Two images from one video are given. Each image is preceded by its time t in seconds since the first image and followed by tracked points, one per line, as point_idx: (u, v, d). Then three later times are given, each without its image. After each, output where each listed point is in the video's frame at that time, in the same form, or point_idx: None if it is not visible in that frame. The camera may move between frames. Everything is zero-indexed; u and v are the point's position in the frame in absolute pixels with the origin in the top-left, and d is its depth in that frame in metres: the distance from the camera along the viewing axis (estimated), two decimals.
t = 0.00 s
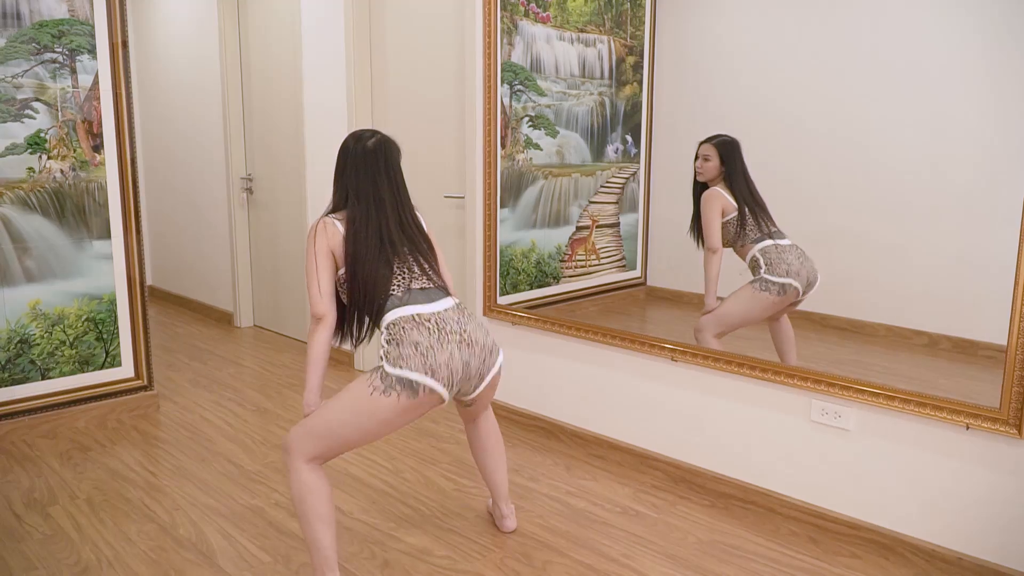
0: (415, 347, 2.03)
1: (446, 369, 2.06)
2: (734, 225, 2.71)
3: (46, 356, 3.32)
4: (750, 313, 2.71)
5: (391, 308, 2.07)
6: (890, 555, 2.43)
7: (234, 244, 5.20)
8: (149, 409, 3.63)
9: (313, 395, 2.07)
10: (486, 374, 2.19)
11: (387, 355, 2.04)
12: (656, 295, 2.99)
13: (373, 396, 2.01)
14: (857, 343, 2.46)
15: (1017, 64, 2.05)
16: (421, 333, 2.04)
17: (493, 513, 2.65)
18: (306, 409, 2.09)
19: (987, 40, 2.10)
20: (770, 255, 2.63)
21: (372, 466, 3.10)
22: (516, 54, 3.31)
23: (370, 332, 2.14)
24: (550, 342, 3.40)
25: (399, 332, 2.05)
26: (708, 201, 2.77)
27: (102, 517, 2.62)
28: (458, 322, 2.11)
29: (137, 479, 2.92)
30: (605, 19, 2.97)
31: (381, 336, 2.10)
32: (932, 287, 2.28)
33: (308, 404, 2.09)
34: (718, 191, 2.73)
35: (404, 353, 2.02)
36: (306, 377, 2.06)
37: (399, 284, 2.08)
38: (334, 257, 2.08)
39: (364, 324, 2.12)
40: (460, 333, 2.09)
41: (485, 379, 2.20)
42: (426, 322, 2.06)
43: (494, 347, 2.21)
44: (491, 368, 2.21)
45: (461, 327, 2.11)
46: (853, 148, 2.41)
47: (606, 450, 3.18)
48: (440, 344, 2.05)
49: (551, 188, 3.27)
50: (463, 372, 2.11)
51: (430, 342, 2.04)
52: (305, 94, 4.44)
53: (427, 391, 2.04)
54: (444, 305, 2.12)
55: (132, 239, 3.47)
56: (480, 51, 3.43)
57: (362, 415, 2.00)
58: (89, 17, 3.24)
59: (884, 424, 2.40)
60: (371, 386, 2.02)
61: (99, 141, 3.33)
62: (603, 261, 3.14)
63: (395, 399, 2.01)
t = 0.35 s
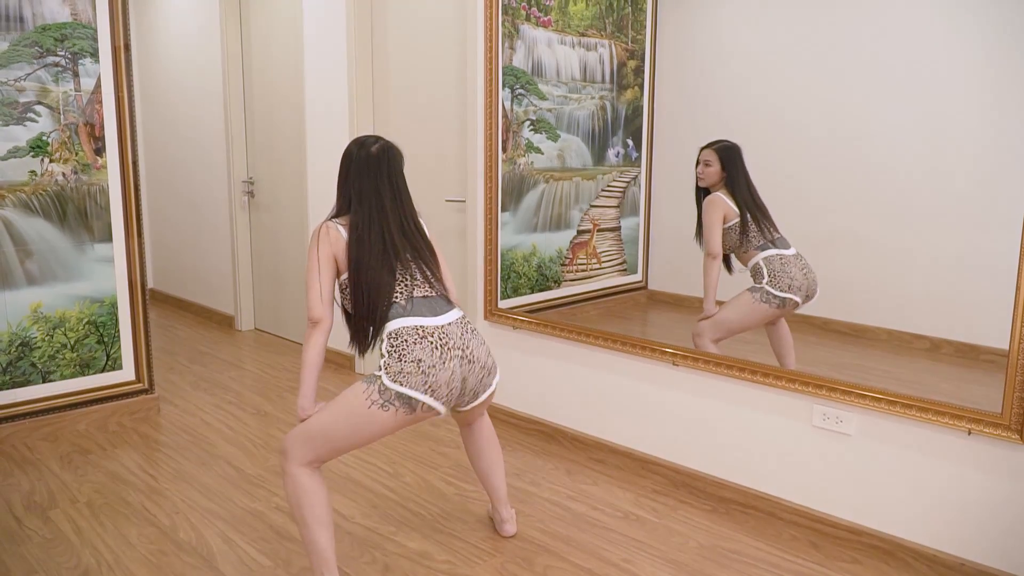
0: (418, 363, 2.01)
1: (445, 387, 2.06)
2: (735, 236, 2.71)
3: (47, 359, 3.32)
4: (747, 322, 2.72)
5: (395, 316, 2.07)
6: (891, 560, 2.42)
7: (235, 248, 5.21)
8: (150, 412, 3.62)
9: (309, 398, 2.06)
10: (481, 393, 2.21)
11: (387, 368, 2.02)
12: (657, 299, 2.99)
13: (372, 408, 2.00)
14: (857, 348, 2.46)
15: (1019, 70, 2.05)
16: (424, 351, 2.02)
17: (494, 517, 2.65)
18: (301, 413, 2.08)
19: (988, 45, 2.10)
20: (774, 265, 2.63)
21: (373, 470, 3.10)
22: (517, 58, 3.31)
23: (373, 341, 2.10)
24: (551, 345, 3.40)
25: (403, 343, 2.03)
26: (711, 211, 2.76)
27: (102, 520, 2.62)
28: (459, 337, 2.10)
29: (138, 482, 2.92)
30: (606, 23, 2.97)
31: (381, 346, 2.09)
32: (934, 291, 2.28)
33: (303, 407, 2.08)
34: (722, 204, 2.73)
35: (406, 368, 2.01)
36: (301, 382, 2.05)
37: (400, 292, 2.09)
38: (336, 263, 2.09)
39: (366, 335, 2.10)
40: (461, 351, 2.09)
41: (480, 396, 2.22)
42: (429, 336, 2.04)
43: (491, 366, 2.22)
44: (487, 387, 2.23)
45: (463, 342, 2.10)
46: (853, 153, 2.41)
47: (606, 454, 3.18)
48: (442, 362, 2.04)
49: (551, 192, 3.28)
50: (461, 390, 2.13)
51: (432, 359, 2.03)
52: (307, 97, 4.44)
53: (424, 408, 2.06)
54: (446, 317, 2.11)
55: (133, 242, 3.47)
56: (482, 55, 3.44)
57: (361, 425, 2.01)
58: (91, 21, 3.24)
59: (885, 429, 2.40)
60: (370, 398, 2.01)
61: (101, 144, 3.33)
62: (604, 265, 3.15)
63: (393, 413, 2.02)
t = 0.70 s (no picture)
0: (416, 340, 2.04)
1: (451, 355, 2.03)
2: (735, 235, 2.71)
3: (49, 364, 3.32)
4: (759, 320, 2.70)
5: (390, 316, 2.09)
6: (893, 564, 2.41)
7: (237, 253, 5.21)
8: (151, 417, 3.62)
9: (325, 400, 2.06)
10: (492, 363, 2.16)
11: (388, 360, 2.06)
12: (659, 304, 2.99)
13: (380, 395, 1.99)
14: (859, 352, 2.46)
15: (1019, 73, 2.05)
16: (420, 329, 2.06)
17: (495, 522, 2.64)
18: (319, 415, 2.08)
19: (986, 50, 2.11)
20: (767, 262, 2.64)
21: (374, 474, 3.09)
22: (518, 62, 3.32)
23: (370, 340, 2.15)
24: (553, 350, 3.40)
25: (400, 334, 2.07)
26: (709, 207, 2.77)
27: (104, 525, 2.62)
28: (456, 318, 2.13)
29: (140, 487, 2.92)
30: (607, 28, 2.98)
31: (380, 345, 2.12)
32: (935, 295, 2.28)
33: (320, 410, 2.08)
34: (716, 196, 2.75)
35: (405, 348, 2.03)
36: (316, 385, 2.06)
37: (398, 294, 2.09)
38: (334, 265, 2.07)
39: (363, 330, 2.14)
40: (459, 325, 2.11)
41: (494, 368, 2.17)
42: (424, 320, 2.08)
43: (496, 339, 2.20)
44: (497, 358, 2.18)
45: (460, 321, 2.12)
46: (854, 157, 2.41)
47: (608, 459, 3.18)
48: (440, 335, 2.06)
49: (552, 197, 3.28)
50: (470, 360, 2.08)
51: (429, 334, 2.05)
52: (308, 102, 4.45)
53: (436, 379, 2.00)
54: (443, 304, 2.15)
55: (135, 248, 3.47)
56: (482, 60, 3.44)
57: (375, 416, 1.97)
58: (93, 27, 3.25)
59: (887, 433, 2.39)
60: (377, 387, 2.00)
61: (103, 150, 3.34)
62: (606, 269, 3.15)
63: (402, 395, 1.99)
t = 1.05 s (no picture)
0: (419, 373, 2.03)
1: (445, 399, 2.06)
2: (738, 243, 2.70)
3: (51, 366, 3.33)
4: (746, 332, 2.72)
5: (400, 322, 2.08)
6: (893, 567, 2.41)
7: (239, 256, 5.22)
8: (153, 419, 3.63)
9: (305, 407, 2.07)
10: (482, 402, 2.20)
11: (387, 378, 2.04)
12: (660, 307, 2.99)
13: (372, 417, 2.01)
14: (860, 355, 2.46)
15: (1020, 78, 2.05)
16: (426, 362, 2.04)
17: (495, 524, 2.64)
18: (297, 422, 2.09)
19: (987, 54, 2.11)
20: (775, 275, 2.63)
21: (375, 477, 3.09)
22: (520, 66, 3.33)
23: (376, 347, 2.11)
24: (554, 353, 3.40)
25: (406, 351, 2.05)
26: (713, 217, 2.76)
27: (105, 527, 2.62)
28: (461, 350, 2.12)
29: (141, 489, 2.93)
30: (608, 32, 2.98)
31: (382, 353, 2.10)
32: (935, 299, 2.28)
33: (298, 417, 2.09)
34: (721, 213, 2.74)
35: (408, 377, 2.02)
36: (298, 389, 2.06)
37: (406, 299, 2.09)
38: (337, 271, 2.09)
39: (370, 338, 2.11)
40: (463, 363, 2.10)
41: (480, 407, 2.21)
42: (432, 346, 2.06)
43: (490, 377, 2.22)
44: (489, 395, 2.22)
45: (464, 354, 2.11)
46: (854, 161, 2.41)
47: (608, 462, 3.17)
48: (443, 373, 2.06)
49: (554, 200, 3.28)
50: (460, 400, 2.13)
51: (434, 370, 2.04)
52: (310, 105, 4.47)
53: (424, 417, 2.05)
54: (449, 327, 2.12)
55: (137, 249, 3.48)
56: (484, 63, 3.45)
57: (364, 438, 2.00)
58: (96, 29, 3.26)
59: (887, 437, 2.39)
60: (368, 407, 2.01)
61: (105, 152, 3.35)
62: (607, 272, 3.15)
63: (393, 421, 2.02)
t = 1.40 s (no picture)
0: (417, 336, 2.04)
1: (452, 349, 2.04)
2: (733, 240, 2.73)
3: (52, 367, 3.32)
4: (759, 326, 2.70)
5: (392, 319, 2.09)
6: (895, 570, 2.41)
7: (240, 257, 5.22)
8: (154, 421, 3.62)
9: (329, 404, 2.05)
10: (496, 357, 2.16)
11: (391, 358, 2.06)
12: (661, 308, 2.98)
13: (385, 396, 1.98)
14: (862, 357, 2.45)
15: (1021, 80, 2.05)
16: (421, 326, 2.06)
17: (497, 526, 2.64)
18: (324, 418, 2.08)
19: (988, 56, 2.11)
20: (767, 264, 2.65)
21: (376, 479, 3.09)
22: (521, 67, 3.33)
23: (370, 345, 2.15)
24: (555, 354, 3.40)
25: (402, 330, 2.07)
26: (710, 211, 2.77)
27: (107, 529, 2.62)
28: (457, 318, 2.13)
29: (142, 490, 2.92)
30: (610, 34, 2.98)
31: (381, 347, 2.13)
32: (938, 300, 2.27)
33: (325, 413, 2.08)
34: (718, 209, 2.75)
35: (408, 344, 2.03)
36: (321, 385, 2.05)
37: (399, 299, 2.10)
38: (335, 270, 2.09)
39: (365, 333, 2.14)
40: (460, 323, 2.11)
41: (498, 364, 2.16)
42: (426, 318, 2.08)
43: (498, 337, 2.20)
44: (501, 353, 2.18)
45: (461, 319, 2.13)
46: (856, 164, 2.41)
47: (609, 464, 3.17)
48: (442, 330, 2.06)
49: (555, 202, 3.28)
50: (472, 352, 2.08)
51: (431, 329, 2.06)
52: (311, 107, 4.47)
53: (438, 372, 2.01)
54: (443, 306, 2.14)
55: (138, 250, 3.48)
56: (486, 65, 3.45)
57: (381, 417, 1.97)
58: (97, 31, 3.27)
59: (889, 439, 2.39)
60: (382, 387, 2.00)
61: (106, 153, 3.36)
62: (608, 273, 3.14)
63: (406, 389, 1.99)
